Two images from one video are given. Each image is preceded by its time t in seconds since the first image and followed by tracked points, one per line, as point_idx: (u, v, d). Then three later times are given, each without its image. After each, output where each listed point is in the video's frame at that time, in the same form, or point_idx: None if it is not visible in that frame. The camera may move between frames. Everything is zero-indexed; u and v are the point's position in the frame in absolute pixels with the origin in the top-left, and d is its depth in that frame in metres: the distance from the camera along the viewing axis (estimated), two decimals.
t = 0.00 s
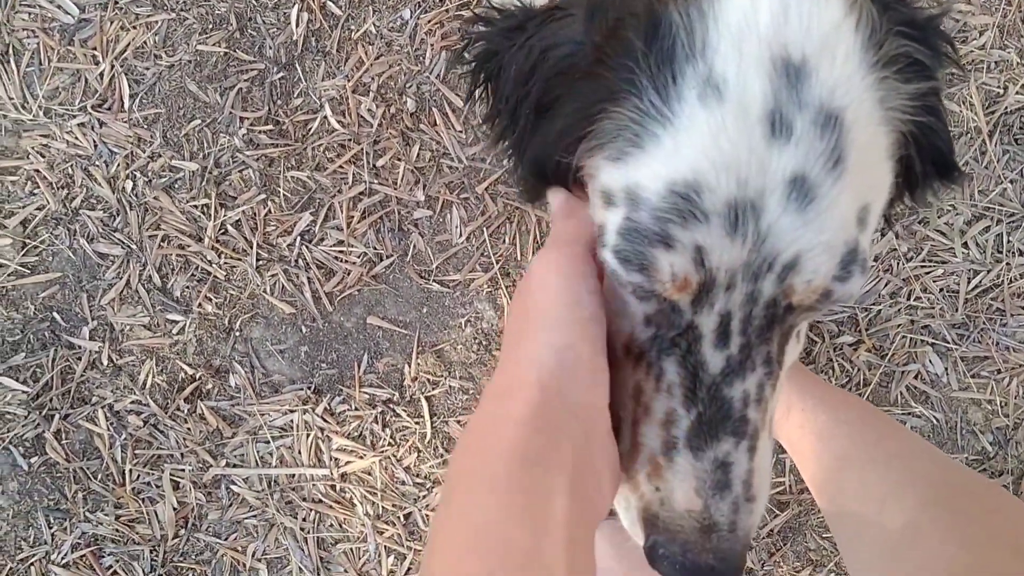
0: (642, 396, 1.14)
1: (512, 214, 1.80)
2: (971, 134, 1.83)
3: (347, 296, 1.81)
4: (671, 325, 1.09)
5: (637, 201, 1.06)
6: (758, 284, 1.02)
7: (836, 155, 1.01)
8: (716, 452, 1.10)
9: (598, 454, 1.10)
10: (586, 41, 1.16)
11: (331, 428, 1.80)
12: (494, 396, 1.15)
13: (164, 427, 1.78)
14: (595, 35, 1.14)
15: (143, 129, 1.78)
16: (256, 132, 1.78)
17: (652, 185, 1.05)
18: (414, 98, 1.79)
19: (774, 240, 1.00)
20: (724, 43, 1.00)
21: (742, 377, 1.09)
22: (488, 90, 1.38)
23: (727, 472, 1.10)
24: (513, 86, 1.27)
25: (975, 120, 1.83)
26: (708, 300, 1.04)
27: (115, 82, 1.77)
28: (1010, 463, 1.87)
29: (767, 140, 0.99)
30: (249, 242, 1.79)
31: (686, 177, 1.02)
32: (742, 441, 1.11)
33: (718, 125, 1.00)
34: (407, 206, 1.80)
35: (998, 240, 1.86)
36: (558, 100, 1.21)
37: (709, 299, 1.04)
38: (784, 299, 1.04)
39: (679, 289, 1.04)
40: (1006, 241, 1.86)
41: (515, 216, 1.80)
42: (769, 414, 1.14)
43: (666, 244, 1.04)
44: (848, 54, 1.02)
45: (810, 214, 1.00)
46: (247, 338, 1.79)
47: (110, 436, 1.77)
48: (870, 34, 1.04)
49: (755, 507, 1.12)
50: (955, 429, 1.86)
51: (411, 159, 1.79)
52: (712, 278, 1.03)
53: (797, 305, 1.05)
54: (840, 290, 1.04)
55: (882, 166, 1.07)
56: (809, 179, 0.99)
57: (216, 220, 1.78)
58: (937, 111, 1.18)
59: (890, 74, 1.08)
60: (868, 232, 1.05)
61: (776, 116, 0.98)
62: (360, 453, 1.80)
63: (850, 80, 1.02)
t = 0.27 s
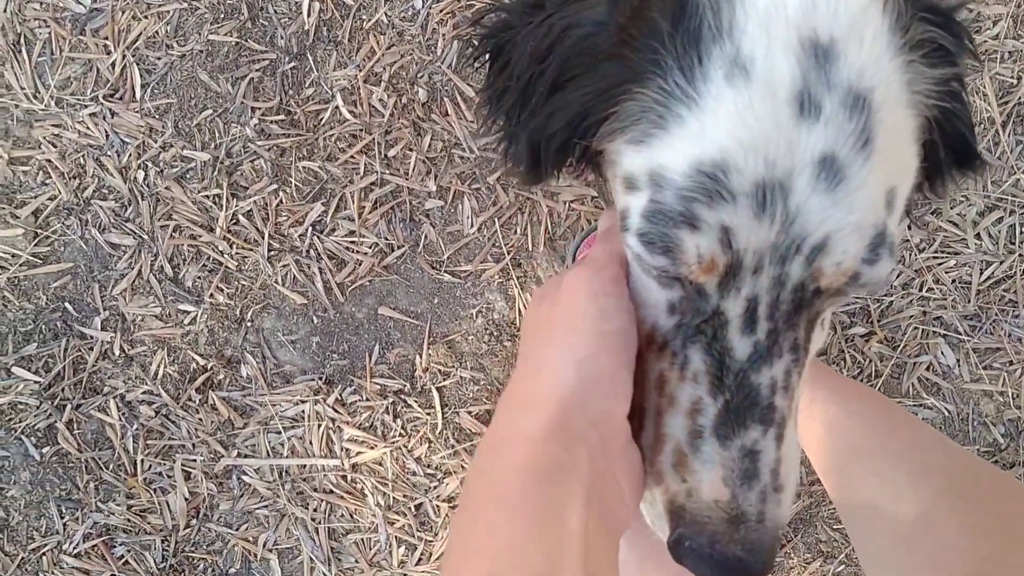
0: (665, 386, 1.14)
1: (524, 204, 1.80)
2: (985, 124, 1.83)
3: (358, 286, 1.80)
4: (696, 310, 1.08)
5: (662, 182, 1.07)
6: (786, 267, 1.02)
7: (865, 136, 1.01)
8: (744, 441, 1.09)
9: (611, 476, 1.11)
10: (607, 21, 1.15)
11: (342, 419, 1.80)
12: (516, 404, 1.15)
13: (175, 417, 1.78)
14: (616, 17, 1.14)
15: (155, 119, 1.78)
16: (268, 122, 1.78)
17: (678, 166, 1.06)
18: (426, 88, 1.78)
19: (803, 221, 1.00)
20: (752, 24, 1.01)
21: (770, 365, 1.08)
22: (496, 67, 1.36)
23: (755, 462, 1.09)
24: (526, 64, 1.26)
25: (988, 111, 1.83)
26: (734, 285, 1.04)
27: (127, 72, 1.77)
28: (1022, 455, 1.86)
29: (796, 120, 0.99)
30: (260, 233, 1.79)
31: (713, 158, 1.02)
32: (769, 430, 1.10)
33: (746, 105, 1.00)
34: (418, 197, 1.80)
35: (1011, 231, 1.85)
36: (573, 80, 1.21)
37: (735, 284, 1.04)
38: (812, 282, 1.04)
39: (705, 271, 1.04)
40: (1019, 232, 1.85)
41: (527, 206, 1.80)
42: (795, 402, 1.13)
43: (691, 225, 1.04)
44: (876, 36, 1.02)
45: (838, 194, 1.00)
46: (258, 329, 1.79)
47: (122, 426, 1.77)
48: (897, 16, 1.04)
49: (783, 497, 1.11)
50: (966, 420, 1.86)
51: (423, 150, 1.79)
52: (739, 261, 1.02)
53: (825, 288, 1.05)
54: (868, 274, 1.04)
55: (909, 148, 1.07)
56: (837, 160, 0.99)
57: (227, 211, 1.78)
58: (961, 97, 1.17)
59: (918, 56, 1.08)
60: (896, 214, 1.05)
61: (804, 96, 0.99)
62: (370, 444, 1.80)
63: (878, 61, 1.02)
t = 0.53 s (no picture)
0: (661, 364, 1.14)
1: (525, 183, 1.80)
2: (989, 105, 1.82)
3: (359, 264, 1.80)
4: (695, 287, 1.09)
5: (661, 155, 1.07)
6: (786, 243, 1.02)
7: (866, 110, 1.01)
8: (741, 420, 1.08)
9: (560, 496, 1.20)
10: None
11: (342, 396, 1.80)
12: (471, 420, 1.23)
13: (175, 393, 1.78)
14: None
15: (155, 94, 1.77)
16: (268, 98, 1.77)
17: (677, 139, 1.06)
18: (428, 65, 1.78)
19: (803, 196, 1.00)
20: None
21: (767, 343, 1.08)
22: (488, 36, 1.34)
23: (752, 439, 1.08)
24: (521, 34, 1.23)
25: (992, 93, 1.82)
26: (735, 261, 1.04)
27: (127, 47, 1.76)
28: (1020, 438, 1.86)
29: (797, 93, 0.99)
30: (260, 209, 1.78)
31: (713, 130, 1.02)
32: (768, 408, 1.09)
33: (747, 77, 1.00)
34: (419, 175, 1.80)
35: (1013, 214, 1.85)
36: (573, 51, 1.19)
37: (735, 262, 1.04)
38: (812, 258, 1.04)
39: (705, 246, 1.04)
40: (1021, 215, 1.85)
41: (528, 185, 1.79)
42: (794, 381, 1.13)
43: (691, 199, 1.04)
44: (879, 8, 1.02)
45: (839, 169, 1.00)
46: (258, 306, 1.79)
47: (122, 402, 1.77)
48: None
49: (780, 475, 1.10)
50: (965, 403, 1.87)
51: (424, 127, 1.78)
52: (740, 236, 1.02)
53: (825, 265, 1.05)
54: (868, 249, 1.04)
55: (910, 123, 1.07)
56: (838, 134, 0.99)
57: (227, 187, 1.78)
58: (965, 72, 1.17)
59: (920, 30, 1.08)
60: (897, 190, 1.05)
61: (807, 68, 0.98)
62: (370, 422, 1.80)
63: (881, 34, 1.02)
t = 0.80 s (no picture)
0: (638, 302, 1.10)
1: (522, 127, 1.78)
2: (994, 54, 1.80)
3: (354, 207, 1.79)
4: (673, 222, 1.05)
5: (642, 81, 1.05)
6: (766, 177, 0.99)
7: (852, 39, 0.99)
8: (714, 362, 1.04)
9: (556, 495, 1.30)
10: None
11: (336, 340, 1.79)
12: (460, 447, 1.35)
13: (168, 335, 1.77)
14: None
15: (148, 31, 1.74)
16: (263, 37, 1.74)
17: (658, 64, 1.04)
18: (426, 5, 1.74)
19: (785, 127, 0.97)
20: None
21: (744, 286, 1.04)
22: None
23: (726, 383, 1.03)
24: None
25: (997, 42, 1.80)
26: (714, 194, 1.01)
27: None
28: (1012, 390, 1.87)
29: (782, 17, 0.96)
30: (254, 150, 1.76)
31: (695, 55, 1.00)
32: (742, 352, 1.05)
33: None
34: (415, 117, 1.77)
35: (1014, 165, 1.83)
36: None
37: (714, 196, 1.01)
38: (792, 193, 1.01)
39: (684, 176, 1.01)
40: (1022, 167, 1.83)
41: (526, 129, 1.77)
42: (772, 324, 1.08)
43: (670, 127, 1.01)
44: None
45: (823, 99, 0.97)
46: (251, 248, 1.78)
47: (115, 343, 1.77)
48: None
49: (755, 419, 1.06)
50: (960, 354, 1.86)
51: (421, 68, 1.76)
52: (719, 167, 0.99)
53: (804, 201, 1.02)
54: (852, 183, 1.02)
55: (898, 58, 1.05)
56: (823, 63, 0.97)
57: (221, 126, 1.75)
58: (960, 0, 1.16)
59: None
60: (882, 124, 1.03)
61: None
62: (365, 366, 1.79)
63: None
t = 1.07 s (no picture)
0: (639, 237, 1.07)
1: (520, 77, 1.74)
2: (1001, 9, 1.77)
3: (348, 157, 1.76)
4: (675, 158, 1.03)
5: (644, 12, 1.02)
6: (773, 111, 0.97)
7: None
8: (716, 299, 1.02)
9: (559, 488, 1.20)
10: None
11: (329, 293, 1.77)
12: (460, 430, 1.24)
13: (159, 285, 1.75)
14: None
15: None
16: None
17: None
18: None
19: (793, 60, 0.95)
20: None
21: (748, 220, 1.02)
22: None
23: (727, 321, 1.01)
24: None
25: None
26: (718, 128, 0.98)
27: None
28: (1013, 350, 1.85)
29: None
30: (246, 97, 1.73)
31: None
32: (744, 288, 1.02)
33: None
34: (410, 66, 1.74)
35: (1018, 122, 1.80)
36: None
37: (718, 128, 0.98)
38: (799, 130, 0.98)
39: (687, 110, 0.98)
40: None
41: (523, 79, 1.74)
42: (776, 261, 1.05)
43: (673, 59, 0.98)
44: None
45: (831, 31, 0.95)
46: (243, 199, 1.75)
47: (105, 293, 1.74)
48: None
49: (755, 361, 1.03)
50: (959, 315, 1.84)
51: (416, 16, 1.73)
52: (724, 100, 0.97)
53: (812, 139, 1.00)
54: (861, 121, 1.00)
55: None
56: None
57: (212, 73, 1.72)
58: None
59: None
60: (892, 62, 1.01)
61: None
62: (359, 320, 1.77)
63: None
